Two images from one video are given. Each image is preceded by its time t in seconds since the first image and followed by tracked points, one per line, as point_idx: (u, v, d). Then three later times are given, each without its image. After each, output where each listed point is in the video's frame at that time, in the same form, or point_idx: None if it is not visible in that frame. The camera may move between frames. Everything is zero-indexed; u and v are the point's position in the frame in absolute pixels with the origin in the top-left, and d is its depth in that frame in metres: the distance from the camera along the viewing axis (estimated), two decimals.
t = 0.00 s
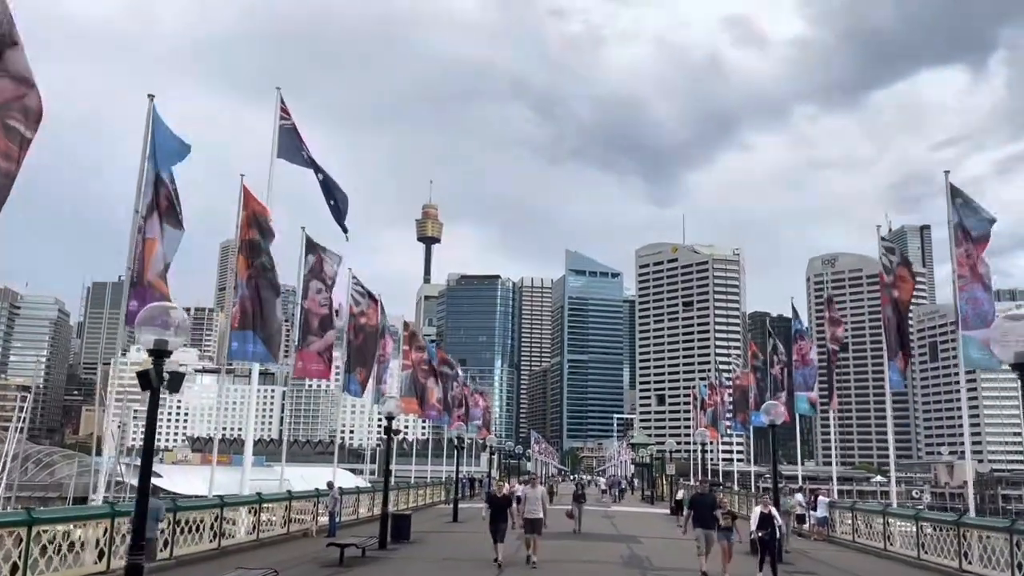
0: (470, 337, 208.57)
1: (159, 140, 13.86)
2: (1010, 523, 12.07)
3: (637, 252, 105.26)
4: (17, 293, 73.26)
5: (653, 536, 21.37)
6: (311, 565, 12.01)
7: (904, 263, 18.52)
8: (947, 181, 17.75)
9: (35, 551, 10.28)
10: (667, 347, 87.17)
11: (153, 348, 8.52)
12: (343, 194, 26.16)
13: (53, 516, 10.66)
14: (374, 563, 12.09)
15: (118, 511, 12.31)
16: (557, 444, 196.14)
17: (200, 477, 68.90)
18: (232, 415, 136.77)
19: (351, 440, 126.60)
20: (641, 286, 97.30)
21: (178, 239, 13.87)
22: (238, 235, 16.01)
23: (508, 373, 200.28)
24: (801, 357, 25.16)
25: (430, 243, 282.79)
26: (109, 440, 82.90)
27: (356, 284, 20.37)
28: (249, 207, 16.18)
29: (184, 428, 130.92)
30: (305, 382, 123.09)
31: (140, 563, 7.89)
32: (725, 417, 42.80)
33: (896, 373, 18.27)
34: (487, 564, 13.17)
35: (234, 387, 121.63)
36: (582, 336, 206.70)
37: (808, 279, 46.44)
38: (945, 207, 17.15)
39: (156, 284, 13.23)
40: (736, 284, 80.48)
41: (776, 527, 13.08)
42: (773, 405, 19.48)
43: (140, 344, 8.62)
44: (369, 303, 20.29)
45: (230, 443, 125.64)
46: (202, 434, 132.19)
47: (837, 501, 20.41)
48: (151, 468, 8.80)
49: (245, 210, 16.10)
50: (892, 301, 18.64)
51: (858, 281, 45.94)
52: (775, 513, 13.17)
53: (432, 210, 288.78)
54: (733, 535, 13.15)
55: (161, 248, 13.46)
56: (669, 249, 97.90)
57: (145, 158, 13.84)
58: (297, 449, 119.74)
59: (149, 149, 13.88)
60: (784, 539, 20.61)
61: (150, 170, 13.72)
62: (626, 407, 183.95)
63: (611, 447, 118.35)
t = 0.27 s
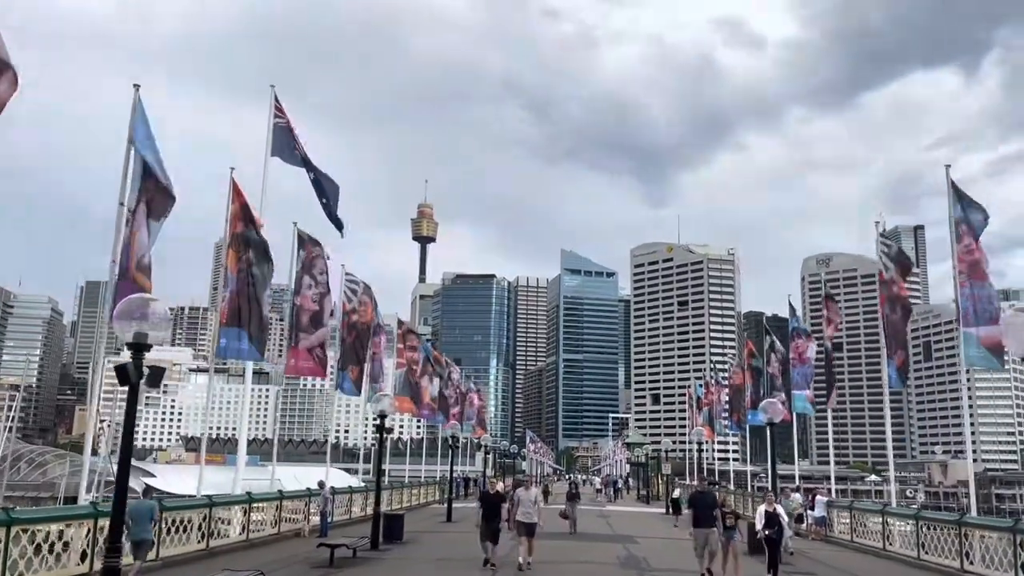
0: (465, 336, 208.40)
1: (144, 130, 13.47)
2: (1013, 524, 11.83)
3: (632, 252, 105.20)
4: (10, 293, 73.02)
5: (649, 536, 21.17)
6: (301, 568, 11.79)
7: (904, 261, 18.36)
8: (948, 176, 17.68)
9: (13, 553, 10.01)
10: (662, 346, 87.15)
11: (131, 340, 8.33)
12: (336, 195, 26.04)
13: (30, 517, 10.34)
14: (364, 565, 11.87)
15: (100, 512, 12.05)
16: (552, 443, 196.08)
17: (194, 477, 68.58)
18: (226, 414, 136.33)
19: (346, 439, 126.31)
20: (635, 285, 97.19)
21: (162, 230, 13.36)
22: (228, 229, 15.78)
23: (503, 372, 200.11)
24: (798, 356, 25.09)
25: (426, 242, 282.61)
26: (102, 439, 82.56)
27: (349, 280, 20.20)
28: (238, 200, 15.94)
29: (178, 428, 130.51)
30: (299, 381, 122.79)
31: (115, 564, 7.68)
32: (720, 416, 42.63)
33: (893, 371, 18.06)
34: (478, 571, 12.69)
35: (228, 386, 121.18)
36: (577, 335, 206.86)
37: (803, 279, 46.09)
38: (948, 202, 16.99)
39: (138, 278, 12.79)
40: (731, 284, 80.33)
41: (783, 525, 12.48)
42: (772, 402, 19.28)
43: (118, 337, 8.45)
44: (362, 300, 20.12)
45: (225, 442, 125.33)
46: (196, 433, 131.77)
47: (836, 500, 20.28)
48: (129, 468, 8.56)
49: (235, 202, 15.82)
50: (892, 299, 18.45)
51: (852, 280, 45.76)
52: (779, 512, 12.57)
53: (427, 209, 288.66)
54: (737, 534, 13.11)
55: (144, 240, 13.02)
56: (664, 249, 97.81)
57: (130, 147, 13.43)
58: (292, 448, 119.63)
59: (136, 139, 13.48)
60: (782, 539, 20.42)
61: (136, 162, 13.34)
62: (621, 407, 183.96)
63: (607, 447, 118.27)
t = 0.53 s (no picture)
0: (458, 337, 208.21)
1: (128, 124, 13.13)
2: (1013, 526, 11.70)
3: (626, 253, 105.14)
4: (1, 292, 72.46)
5: (643, 538, 20.98)
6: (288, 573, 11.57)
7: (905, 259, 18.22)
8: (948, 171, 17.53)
9: None
10: (656, 347, 87.09)
11: (106, 339, 8.14)
12: (325, 193, 25.86)
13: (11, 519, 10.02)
14: (354, 569, 11.64)
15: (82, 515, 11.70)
16: (546, 444, 195.99)
17: (186, 478, 68.19)
18: (218, 415, 135.77)
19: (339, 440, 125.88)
20: (629, 286, 97.10)
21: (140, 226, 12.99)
22: (215, 225, 15.52)
23: (497, 373, 199.85)
24: (794, 355, 24.94)
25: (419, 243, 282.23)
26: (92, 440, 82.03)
27: (340, 278, 20.02)
28: (225, 196, 15.69)
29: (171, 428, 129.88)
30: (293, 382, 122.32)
31: (89, 572, 7.49)
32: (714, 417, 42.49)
33: (891, 370, 18.04)
34: None
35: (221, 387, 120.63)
36: (571, 336, 206.75)
37: (796, 280, 46.09)
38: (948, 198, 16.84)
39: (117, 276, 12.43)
40: (724, 286, 80.34)
41: (783, 533, 12.39)
42: (768, 403, 19.15)
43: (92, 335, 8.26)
44: (353, 299, 19.95)
45: (217, 443, 124.80)
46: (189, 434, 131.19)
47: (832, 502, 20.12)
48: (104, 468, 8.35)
49: (223, 199, 15.57)
50: (891, 298, 18.34)
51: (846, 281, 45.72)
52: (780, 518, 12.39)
53: (421, 210, 288.17)
54: (740, 541, 12.88)
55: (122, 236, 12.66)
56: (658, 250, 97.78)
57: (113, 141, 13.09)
58: (285, 449, 119.19)
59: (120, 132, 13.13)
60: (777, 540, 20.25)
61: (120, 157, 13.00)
62: (615, 408, 183.87)
63: (601, 447, 118.22)
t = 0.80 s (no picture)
0: (453, 336, 208.05)
1: (111, 114, 12.86)
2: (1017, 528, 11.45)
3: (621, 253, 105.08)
4: None
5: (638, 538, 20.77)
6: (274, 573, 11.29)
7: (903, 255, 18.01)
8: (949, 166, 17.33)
9: None
10: (651, 347, 86.98)
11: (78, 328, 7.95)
12: (316, 190, 25.66)
13: None
14: (342, 570, 11.39)
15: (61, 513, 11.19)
16: (540, 444, 195.79)
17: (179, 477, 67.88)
18: (212, 414, 135.29)
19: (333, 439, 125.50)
20: (624, 286, 96.99)
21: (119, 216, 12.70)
22: (202, 216, 15.35)
23: (491, 372, 199.64)
24: (791, 353, 24.73)
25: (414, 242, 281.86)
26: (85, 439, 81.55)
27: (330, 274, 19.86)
28: (213, 187, 15.51)
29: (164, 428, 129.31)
30: (286, 381, 121.89)
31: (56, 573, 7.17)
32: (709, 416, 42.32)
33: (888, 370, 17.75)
34: None
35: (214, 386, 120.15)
36: (566, 336, 206.64)
37: (791, 280, 46.00)
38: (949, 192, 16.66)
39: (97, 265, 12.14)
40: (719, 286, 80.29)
41: (786, 531, 12.07)
42: (765, 403, 18.89)
43: (65, 322, 8.02)
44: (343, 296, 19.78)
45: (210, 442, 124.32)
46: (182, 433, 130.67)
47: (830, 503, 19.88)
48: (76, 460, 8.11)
49: (210, 192, 15.36)
50: (889, 295, 18.11)
51: (839, 281, 45.74)
52: (784, 516, 12.14)
53: (416, 209, 287.69)
54: (741, 542, 12.68)
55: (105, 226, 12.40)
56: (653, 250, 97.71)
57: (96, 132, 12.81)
58: (278, 448, 118.80)
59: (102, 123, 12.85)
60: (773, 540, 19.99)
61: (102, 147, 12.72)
62: (609, 407, 183.80)
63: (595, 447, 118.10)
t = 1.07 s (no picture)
0: (447, 338, 207.79)
1: (93, 107, 12.44)
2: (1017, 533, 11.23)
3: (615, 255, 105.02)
4: None
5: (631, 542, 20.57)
6: None
7: (902, 256, 17.82)
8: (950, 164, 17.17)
9: None
10: (644, 349, 86.88)
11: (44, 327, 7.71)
12: (307, 191, 25.44)
13: None
14: None
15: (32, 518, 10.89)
16: (534, 446, 195.70)
17: (170, 478, 67.50)
18: (204, 415, 134.76)
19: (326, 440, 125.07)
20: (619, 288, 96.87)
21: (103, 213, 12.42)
22: (188, 214, 15.11)
23: (485, 374, 199.36)
24: (787, 356, 24.60)
25: (409, 243, 281.38)
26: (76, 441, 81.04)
27: (321, 273, 19.62)
28: (200, 184, 15.25)
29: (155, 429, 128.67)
30: (279, 382, 121.37)
31: None
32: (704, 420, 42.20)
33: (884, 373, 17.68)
34: None
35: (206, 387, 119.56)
36: (560, 337, 206.51)
37: (785, 283, 45.94)
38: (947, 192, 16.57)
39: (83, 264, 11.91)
40: (713, 289, 80.26)
41: (788, 541, 11.21)
42: (761, 405, 18.66)
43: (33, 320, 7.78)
44: (333, 295, 19.52)
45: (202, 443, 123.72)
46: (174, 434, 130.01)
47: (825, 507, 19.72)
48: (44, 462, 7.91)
49: (197, 189, 15.08)
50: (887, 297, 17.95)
51: (833, 284, 45.75)
52: (787, 526, 11.23)
53: (410, 210, 287.09)
54: (744, 550, 11.83)
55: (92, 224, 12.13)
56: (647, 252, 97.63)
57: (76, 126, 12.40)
58: (271, 450, 118.35)
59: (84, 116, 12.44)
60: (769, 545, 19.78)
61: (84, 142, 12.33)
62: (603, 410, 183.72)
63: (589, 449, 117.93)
